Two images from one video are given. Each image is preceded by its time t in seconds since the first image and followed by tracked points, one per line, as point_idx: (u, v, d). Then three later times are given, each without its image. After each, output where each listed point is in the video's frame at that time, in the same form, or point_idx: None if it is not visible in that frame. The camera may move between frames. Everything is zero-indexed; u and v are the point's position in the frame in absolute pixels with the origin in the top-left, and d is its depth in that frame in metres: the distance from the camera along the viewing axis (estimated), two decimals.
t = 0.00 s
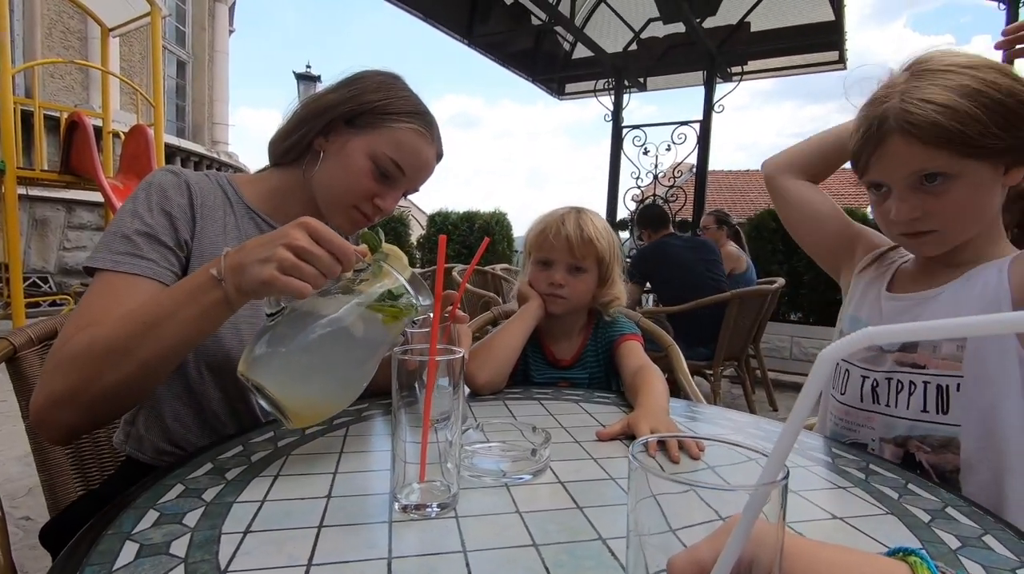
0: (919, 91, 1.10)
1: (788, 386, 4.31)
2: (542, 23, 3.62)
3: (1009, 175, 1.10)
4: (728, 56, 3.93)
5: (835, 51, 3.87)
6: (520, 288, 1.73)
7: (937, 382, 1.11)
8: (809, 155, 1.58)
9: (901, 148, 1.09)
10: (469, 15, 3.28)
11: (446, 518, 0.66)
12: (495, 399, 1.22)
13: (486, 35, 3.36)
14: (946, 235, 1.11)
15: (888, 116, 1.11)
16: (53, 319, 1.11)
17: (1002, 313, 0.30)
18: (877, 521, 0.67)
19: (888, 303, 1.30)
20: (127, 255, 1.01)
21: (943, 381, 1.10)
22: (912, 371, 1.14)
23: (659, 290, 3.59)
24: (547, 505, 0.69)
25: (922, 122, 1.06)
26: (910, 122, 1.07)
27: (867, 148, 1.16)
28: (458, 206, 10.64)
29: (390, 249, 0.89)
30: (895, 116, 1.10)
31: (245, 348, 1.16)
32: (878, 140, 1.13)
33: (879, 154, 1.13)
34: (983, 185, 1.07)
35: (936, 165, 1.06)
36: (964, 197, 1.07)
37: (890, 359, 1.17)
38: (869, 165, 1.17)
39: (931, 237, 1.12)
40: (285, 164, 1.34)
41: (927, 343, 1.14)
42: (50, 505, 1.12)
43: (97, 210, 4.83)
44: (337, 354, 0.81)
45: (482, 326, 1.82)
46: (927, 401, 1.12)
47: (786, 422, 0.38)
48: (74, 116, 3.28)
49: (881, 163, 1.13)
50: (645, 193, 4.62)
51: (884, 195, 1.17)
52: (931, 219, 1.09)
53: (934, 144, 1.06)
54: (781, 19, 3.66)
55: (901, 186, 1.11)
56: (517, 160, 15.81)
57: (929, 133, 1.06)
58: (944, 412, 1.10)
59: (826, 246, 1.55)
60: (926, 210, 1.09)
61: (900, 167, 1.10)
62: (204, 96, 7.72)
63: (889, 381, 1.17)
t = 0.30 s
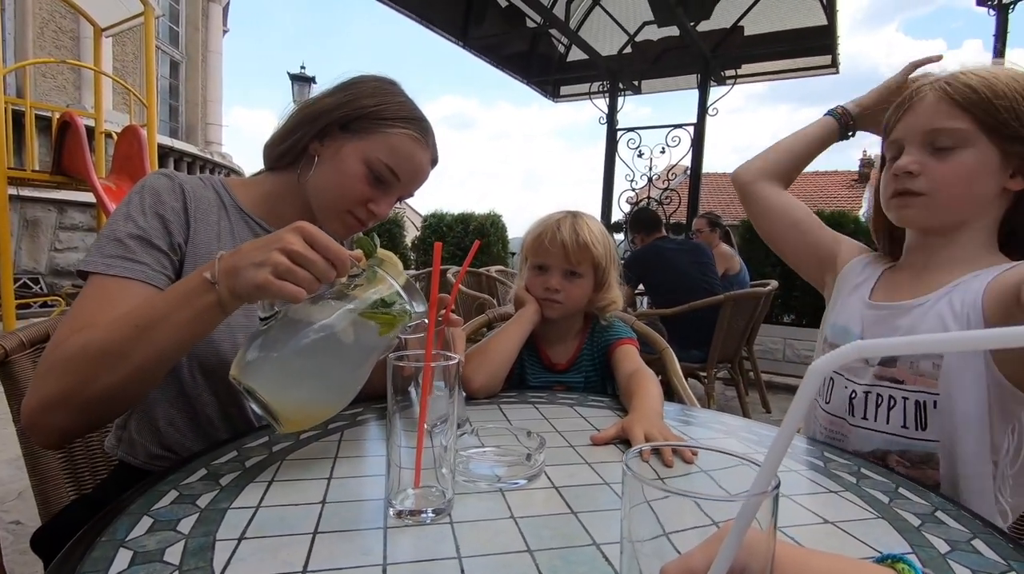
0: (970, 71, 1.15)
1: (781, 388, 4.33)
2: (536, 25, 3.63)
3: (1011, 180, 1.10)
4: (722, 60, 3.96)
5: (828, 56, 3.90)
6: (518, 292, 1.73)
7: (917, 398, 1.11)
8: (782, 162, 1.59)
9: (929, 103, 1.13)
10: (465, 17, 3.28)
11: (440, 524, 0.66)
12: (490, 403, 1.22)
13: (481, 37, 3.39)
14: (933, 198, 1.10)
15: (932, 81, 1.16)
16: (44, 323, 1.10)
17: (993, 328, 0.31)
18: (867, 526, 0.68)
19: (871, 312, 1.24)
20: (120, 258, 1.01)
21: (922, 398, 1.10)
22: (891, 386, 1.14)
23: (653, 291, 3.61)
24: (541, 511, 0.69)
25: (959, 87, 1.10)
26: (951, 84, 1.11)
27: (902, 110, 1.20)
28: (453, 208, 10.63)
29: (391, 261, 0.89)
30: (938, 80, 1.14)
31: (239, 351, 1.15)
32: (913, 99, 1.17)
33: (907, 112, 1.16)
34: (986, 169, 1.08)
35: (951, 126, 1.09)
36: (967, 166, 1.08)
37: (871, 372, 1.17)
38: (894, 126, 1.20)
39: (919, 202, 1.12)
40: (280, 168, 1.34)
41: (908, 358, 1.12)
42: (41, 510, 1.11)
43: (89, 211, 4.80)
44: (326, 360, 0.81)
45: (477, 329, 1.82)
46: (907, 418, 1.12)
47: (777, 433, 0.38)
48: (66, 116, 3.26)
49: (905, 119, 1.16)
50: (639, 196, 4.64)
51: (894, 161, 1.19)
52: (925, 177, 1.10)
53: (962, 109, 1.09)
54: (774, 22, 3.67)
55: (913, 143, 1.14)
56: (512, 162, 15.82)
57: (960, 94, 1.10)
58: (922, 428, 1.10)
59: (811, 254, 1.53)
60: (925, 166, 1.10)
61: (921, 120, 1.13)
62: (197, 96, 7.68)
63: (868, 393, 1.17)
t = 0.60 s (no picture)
0: None
1: (777, 391, 4.34)
2: (534, 28, 3.65)
3: None
4: (719, 64, 3.98)
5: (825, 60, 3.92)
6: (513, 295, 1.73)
7: (899, 399, 1.11)
8: (735, 201, 1.57)
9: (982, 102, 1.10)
10: (463, 20, 3.29)
11: (437, 524, 0.66)
12: (487, 404, 1.22)
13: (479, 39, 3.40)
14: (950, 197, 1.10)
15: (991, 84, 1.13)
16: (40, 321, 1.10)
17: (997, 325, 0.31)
18: (863, 526, 0.68)
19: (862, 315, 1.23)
20: (117, 257, 1.00)
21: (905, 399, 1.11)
22: (876, 388, 1.14)
23: (649, 293, 3.61)
24: (537, 511, 0.69)
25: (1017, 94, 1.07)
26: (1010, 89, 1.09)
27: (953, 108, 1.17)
28: (450, 209, 10.64)
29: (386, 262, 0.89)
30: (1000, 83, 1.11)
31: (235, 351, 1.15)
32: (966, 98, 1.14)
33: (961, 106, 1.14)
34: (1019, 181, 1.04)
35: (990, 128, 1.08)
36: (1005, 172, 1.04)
37: (859, 377, 1.17)
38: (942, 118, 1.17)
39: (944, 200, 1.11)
40: (277, 169, 1.34)
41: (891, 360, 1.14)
42: (35, 510, 1.10)
43: (84, 211, 4.79)
44: (323, 361, 0.81)
45: (474, 331, 1.82)
46: (891, 418, 1.12)
47: (772, 431, 0.39)
48: (63, 116, 3.25)
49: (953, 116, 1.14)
50: (637, 198, 4.65)
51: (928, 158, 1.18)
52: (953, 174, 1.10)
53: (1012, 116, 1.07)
54: (773, 24, 3.62)
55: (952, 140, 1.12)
56: (509, 163, 15.84)
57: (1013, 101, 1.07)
58: (907, 428, 1.11)
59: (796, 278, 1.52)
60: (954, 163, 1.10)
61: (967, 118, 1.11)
62: (195, 97, 7.68)
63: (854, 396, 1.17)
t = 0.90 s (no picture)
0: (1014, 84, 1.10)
1: (773, 392, 4.35)
2: (533, 29, 3.65)
3: None
4: (718, 65, 3.98)
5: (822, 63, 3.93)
6: (505, 297, 1.74)
7: (894, 401, 1.13)
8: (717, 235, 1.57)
9: (969, 110, 1.08)
10: (462, 20, 3.29)
11: (433, 525, 0.66)
12: (484, 405, 1.22)
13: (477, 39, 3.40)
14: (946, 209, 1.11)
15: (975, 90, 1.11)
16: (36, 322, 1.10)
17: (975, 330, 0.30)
18: (859, 528, 0.68)
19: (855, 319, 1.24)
20: (114, 257, 1.00)
21: (900, 400, 1.12)
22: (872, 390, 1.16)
23: (646, 293, 3.62)
24: (533, 512, 0.69)
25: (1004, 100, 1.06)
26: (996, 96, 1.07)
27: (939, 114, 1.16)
28: (449, 210, 10.63)
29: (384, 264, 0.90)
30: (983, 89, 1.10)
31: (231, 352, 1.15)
32: (953, 106, 1.12)
33: (947, 116, 1.13)
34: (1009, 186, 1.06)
35: (981, 137, 1.07)
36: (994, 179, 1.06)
37: (858, 380, 1.19)
38: (933, 129, 1.16)
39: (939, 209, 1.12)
40: (275, 169, 1.34)
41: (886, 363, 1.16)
42: (30, 510, 1.10)
43: (81, 211, 4.78)
44: (321, 360, 0.81)
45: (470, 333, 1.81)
46: (887, 420, 1.13)
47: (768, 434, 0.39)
48: (60, 114, 3.24)
49: (941, 125, 1.13)
50: (634, 200, 4.66)
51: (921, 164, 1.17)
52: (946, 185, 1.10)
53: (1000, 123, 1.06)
54: (768, 26, 3.66)
55: (942, 150, 1.12)
56: (507, 164, 15.85)
57: (1002, 106, 1.06)
58: (902, 430, 1.12)
59: (793, 293, 1.52)
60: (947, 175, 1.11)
61: (955, 127, 1.10)
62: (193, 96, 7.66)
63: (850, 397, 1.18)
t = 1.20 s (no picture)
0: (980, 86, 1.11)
1: (772, 392, 4.35)
2: (533, 29, 3.65)
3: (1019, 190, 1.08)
4: (717, 66, 3.99)
5: (821, 63, 3.93)
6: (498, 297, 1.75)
7: (892, 403, 1.13)
8: (710, 258, 1.57)
9: (937, 117, 1.09)
10: (462, 20, 3.29)
11: (433, 526, 0.67)
12: (483, 406, 1.22)
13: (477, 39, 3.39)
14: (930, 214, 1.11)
15: (942, 95, 1.12)
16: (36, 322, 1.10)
17: (977, 336, 0.30)
18: (856, 530, 0.68)
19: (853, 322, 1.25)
20: (115, 259, 1.00)
21: (899, 403, 1.12)
22: (870, 393, 1.16)
23: (645, 293, 3.62)
24: (531, 514, 0.70)
25: (971, 103, 1.07)
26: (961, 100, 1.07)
27: (909, 122, 1.16)
28: (448, 210, 10.63)
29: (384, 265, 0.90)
30: (949, 94, 1.10)
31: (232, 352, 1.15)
32: (922, 114, 1.12)
33: (916, 124, 1.13)
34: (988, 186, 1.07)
35: (954, 142, 1.07)
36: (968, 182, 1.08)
37: (856, 383, 1.18)
38: (905, 135, 1.16)
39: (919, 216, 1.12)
40: (275, 170, 1.34)
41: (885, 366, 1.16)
42: (29, 512, 1.10)
43: (80, 210, 4.77)
44: (322, 358, 0.81)
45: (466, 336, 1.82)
46: (885, 422, 1.13)
47: (766, 438, 0.39)
48: (58, 113, 3.23)
49: (912, 133, 1.13)
50: (633, 200, 4.66)
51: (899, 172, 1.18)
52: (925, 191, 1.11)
53: (970, 127, 1.07)
54: (767, 27, 3.66)
55: (916, 156, 1.12)
56: (506, 164, 15.85)
57: (968, 109, 1.07)
58: (901, 433, 1.12)
59: (794, 306, 1.53)
60: (925, 181, 1.11)
61: (926, 132, 1.10)
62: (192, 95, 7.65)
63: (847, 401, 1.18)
